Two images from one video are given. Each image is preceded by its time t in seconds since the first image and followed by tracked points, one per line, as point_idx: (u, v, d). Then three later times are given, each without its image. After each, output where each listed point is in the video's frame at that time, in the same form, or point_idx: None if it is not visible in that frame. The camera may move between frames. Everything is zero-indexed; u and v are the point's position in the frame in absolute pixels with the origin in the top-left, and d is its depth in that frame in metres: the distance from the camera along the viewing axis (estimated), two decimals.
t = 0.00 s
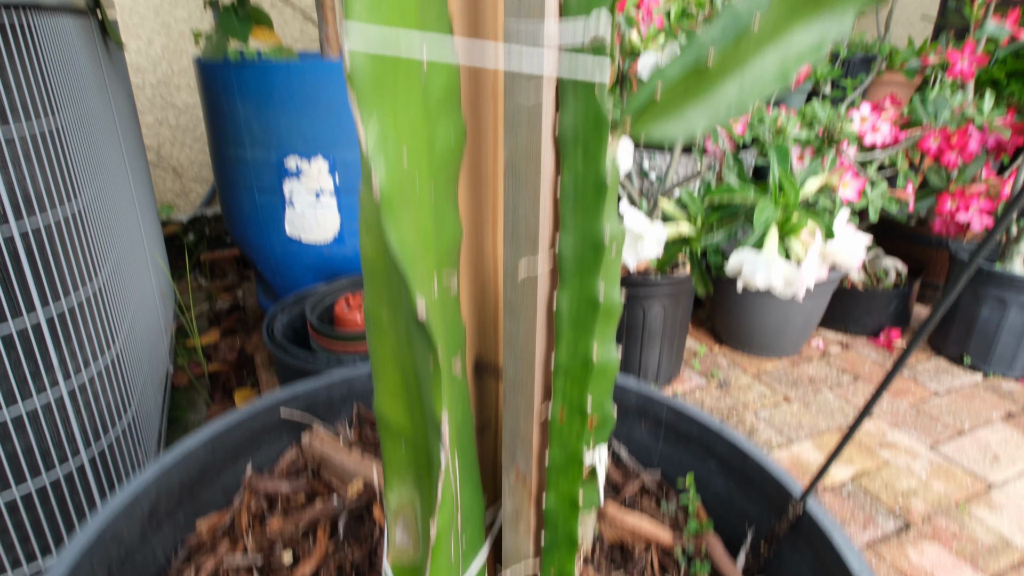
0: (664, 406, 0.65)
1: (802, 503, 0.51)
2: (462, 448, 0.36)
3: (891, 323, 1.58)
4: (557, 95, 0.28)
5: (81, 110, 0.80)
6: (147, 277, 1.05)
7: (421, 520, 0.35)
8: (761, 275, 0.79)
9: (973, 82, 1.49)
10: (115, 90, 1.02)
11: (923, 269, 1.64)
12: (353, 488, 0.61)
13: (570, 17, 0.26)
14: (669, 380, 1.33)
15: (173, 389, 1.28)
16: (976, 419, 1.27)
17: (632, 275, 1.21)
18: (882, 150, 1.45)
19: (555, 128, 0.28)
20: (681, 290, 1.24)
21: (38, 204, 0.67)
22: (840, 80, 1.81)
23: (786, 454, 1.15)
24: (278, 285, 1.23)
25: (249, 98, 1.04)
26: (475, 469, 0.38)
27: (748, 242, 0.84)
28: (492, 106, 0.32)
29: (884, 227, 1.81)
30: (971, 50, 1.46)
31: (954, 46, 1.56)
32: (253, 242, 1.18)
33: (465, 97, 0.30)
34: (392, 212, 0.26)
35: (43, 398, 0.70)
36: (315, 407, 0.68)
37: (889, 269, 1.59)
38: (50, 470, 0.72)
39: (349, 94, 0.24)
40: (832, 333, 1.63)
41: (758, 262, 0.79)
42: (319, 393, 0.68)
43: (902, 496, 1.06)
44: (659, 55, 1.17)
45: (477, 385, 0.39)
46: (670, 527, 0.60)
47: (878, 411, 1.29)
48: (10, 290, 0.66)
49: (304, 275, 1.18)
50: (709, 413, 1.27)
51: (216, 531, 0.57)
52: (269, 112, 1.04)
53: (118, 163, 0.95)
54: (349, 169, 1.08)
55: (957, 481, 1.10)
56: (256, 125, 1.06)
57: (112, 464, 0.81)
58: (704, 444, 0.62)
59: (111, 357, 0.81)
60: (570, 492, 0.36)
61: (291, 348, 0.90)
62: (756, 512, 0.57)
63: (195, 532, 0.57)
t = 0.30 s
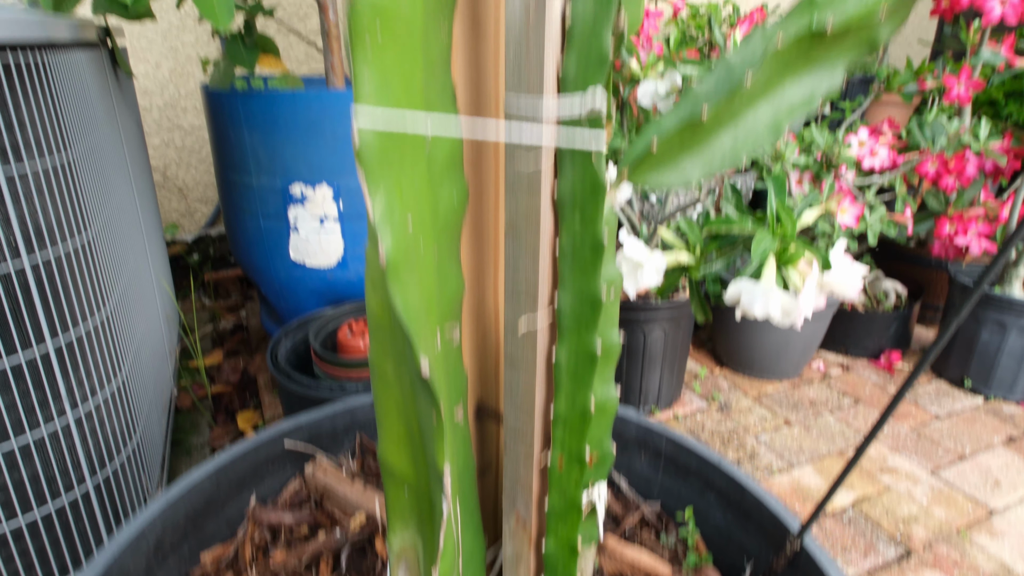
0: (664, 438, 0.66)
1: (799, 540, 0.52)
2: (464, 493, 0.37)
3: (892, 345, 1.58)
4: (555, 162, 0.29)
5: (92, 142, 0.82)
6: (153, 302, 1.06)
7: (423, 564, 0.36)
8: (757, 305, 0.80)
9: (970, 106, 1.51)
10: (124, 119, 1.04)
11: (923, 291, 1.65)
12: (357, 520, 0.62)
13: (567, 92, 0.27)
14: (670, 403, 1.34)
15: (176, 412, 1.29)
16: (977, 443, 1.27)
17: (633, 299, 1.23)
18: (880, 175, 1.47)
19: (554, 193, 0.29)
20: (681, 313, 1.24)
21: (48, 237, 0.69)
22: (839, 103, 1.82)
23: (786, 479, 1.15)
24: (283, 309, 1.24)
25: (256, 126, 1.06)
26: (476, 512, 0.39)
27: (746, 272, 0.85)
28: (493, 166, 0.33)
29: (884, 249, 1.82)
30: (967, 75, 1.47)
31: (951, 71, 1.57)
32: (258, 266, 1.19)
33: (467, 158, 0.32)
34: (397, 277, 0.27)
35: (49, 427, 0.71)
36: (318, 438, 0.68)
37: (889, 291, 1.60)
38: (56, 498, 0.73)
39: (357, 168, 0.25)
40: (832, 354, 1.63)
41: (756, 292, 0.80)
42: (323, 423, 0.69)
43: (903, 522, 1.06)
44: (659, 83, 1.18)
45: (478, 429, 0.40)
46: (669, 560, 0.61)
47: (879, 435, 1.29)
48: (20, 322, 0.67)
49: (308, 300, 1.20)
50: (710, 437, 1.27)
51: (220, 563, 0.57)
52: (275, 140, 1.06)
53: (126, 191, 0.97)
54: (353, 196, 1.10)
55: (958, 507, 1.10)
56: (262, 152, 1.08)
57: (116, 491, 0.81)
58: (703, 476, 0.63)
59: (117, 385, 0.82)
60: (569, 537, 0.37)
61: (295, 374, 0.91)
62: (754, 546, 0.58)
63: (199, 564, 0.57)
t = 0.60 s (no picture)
0: (662, 469, 0.67)
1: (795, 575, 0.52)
2: (464, 535, 0.37)
3: (891, 368, 1.58)
4: (553, 222, 0.30)
5: (101, 173, 0.83)
6: (157, 326, 1.07)
7: None
8: (756, 335, 0.81)
9: (967, 131, 1.53)
10: (132, 146, 1.06)
11: (923, 313, 1.66)
12: (357, 552, 0.62)
13: (565, 158, 0.28)
14: (670, 426, 1.34)
15: (178, 433, 1.29)
16: (977, 468, 1.27)
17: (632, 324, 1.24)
18: (878, 199, 1.48)
19: (552, 250, 0.31)
20: (681, 337, 1.25)
21: (57, 267, 0.70)
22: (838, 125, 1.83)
23: (786, 505, 1.16)
24: (285, 331, 1.25)
25: (261, 153, 1.08)
26: (475, 553, 0.40)
27: (744, 300, 0.86)
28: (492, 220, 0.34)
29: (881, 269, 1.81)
30: (963, 100, 1.49)
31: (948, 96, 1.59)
32: (261, 289, 1.20)
33: (468, 213, 0.33)
34: (401, 335, 0.28)
35: (53, 455, 0.72)
36: (320, 467, 0.69)
37: (888, 313, 1.60)
38: (58, 525, 0.73)
39: (363, 233, 0.26)
40: (832, 376, 1.63)
41: (754, 321, 0.81)
42: (324, 453, 0.69)
43: (903, 549, 1.06)
44: (659, 110, 1.19)
45: (478, 470, 0.41)
46: None
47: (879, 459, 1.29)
48: (28, 351, 0.68)
49: (311, 323, 1.20)
50: (710, 461, 1.27)
51: None
52: (280, 167, 1.08)
53: (133, 217, 0.98)
54: (356, 221, 1.11)
55: (957, 534, 1.10)
56: (267, 178, 1.09)
57: (117, 517, 0.82)
58: (701, 507, 0.64)
59: (121, 412, 0.83)
60: None
61: (297, 400, 0.92)
62: None
63: None
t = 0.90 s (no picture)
0: (661, 487, 0.67)
1: None
2: (463, 560, 0.38)
3: (891, 381, 1.59)
4: (551, 256, 0.31)
5: (106, 192, 0.84)
6: (160, 341, 1.08)
7: None
8: (756, 352, 0.80)
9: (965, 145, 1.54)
10: (136, 162, 1.07)
11: (923, 326, 1.66)
12: (357, 570, 0.62)
13: (562, 197, 0.29)
14: (670, 440, 1.34)
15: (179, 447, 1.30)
16: (977, 483, 1.27)
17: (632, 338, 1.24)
18: (876, 214, 1.48)
19: (551, 284, 0.31)
20: (681, 352, 1.26)
21: (63, 286, 0.71)
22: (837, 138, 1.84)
23: (786, 520, 1.16)
24: (287, 345, 1.25)
25: (264, 169, 1.09)
26: None
27: (742, 318, 0.86)
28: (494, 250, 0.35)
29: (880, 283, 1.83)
30: (961, 115, 1.50)
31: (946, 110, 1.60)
32: (263, 303, 1.21)
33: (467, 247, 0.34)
34: (403, 368, 0.29)
35: (56, 472, 0.72)
36: (321, 485, 0.70)
37: (888, 326, 1.61)
38: (61, 541, 0.74)
39: (366, 271, 0.27)
40: (832, 390, 1.63)
41: (752, 338, 0.81)
42: (326, 470, 0.70)
43: (903, 565, 1.06)
44: (658, 126, 1.19)
45: (478, 495, 0.41)
46: None
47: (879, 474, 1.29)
48: (33, 369, 0.69)
49: (312, 337, 1.21)
50: (710, 475, 1.27)
51: None
52: (283, 183, 1.09)
53: (137, 233, 0.99)
54: (358, 236, 1.12)
55: (957, 550, 1.10)
56: (270, 194, 1.10)
57: (119, 534, 0.82)
58: (699, 526, 0.64)
59: (124, 428, 0.84)
60: None
61: (299, 417, 0.92)
62: None
63: None
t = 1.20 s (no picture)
0: (659, 513, 0.68)
1: None
2: None
3: (890, 401, 1.59)
4: (548, 302, 0.32)
5: (112, 216, 0.86)
6: (162, 360, 1.09)
7: None
8: (752, 377, 0.82)
9: (962, 166, 1.55)
10: (141, 183, 1.08)
11: (921, 346, 1.67)
12: None
13: (559, 247, 0.30)
14: (669, 459, 1.35)
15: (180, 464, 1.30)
16: (977, 504, 1.28)
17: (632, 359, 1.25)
18: (874, 234, 1.49)
19: (547, 328, 0.32)
20: (680, 372, 1.27)
21: (69, 311, 0.72)
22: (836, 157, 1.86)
23: (785, 541, 1.16)
24: (288, 363, 1.26)
25: (267, 191, 1.11)
26: None
27: (739, 343, 0.87)
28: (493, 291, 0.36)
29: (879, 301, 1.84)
30: (957, 136, 1.52)
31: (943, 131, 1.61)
32: (266, 322, 1.22)
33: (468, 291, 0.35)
34: (403, 413, 0.30)
35: (59, 494, 0.73)
36: (321, 509, 0.70)
37: (886, 346, 1.61)
38: (62, 563, 0.75)
39: (370, 320, 0.28)
40: (831, 409, 1.64)
41: (750, 363, 0.81)
42: (326, 494, 0.71)
43: None
44: (656, 148, 1.19)
45: (477, 527, 0.42)
46: None
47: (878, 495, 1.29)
48: (38, 393, 0.70)
49: (312, 355, 1.22)
50: (710, 495, 1.27)
51: None
52: (286, 205, 1.10)
53: (141, 254, 1.00)
54: (360, 257, 1.13)
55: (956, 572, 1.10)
56: (273, 216, 1.12)
57: (120, 554, 0.82)
58: (696, 552, 0.65)
59: (127, 449, 0.84)
60: None
61: (300, 438, 0.93)
62: None
63: None
